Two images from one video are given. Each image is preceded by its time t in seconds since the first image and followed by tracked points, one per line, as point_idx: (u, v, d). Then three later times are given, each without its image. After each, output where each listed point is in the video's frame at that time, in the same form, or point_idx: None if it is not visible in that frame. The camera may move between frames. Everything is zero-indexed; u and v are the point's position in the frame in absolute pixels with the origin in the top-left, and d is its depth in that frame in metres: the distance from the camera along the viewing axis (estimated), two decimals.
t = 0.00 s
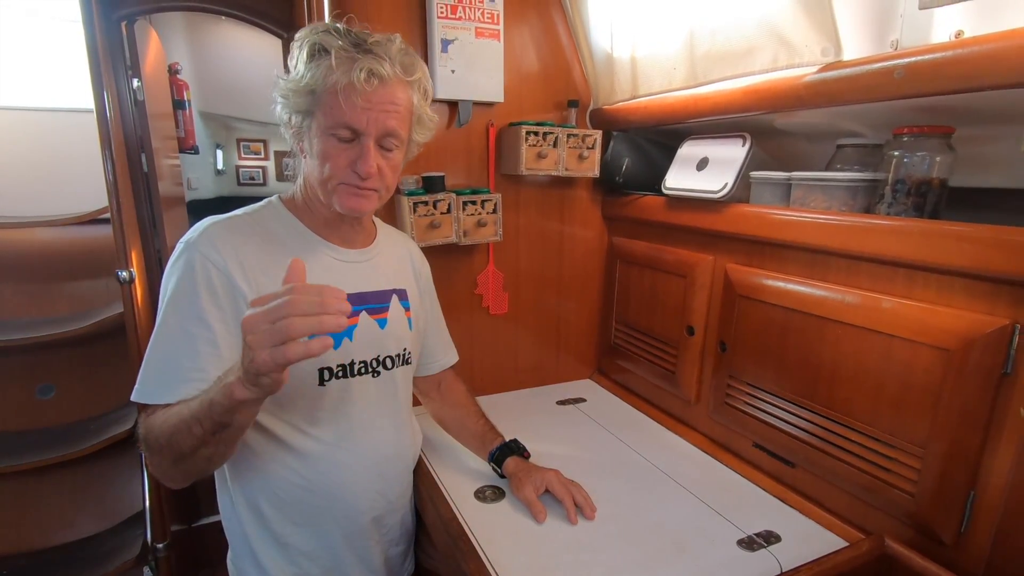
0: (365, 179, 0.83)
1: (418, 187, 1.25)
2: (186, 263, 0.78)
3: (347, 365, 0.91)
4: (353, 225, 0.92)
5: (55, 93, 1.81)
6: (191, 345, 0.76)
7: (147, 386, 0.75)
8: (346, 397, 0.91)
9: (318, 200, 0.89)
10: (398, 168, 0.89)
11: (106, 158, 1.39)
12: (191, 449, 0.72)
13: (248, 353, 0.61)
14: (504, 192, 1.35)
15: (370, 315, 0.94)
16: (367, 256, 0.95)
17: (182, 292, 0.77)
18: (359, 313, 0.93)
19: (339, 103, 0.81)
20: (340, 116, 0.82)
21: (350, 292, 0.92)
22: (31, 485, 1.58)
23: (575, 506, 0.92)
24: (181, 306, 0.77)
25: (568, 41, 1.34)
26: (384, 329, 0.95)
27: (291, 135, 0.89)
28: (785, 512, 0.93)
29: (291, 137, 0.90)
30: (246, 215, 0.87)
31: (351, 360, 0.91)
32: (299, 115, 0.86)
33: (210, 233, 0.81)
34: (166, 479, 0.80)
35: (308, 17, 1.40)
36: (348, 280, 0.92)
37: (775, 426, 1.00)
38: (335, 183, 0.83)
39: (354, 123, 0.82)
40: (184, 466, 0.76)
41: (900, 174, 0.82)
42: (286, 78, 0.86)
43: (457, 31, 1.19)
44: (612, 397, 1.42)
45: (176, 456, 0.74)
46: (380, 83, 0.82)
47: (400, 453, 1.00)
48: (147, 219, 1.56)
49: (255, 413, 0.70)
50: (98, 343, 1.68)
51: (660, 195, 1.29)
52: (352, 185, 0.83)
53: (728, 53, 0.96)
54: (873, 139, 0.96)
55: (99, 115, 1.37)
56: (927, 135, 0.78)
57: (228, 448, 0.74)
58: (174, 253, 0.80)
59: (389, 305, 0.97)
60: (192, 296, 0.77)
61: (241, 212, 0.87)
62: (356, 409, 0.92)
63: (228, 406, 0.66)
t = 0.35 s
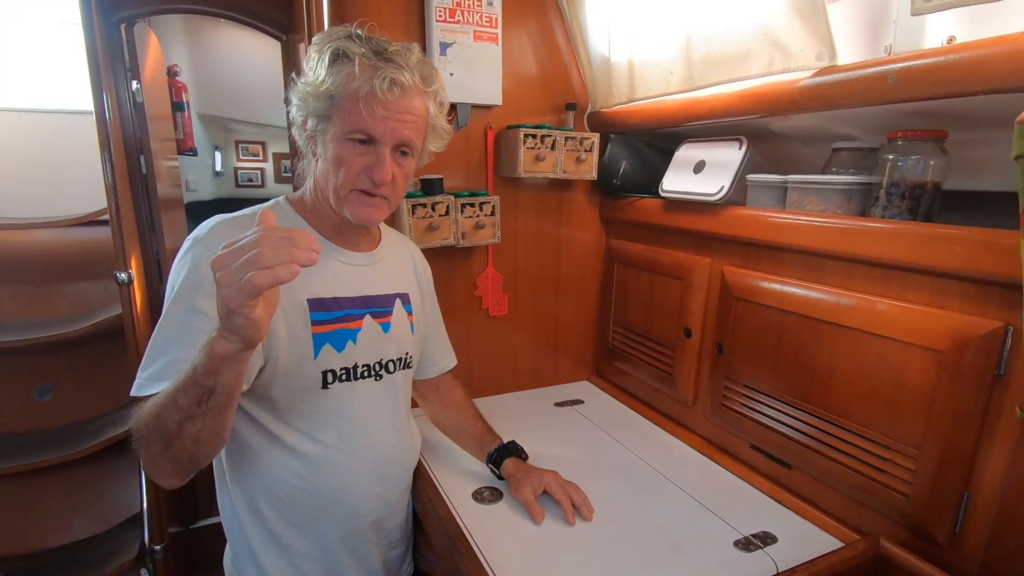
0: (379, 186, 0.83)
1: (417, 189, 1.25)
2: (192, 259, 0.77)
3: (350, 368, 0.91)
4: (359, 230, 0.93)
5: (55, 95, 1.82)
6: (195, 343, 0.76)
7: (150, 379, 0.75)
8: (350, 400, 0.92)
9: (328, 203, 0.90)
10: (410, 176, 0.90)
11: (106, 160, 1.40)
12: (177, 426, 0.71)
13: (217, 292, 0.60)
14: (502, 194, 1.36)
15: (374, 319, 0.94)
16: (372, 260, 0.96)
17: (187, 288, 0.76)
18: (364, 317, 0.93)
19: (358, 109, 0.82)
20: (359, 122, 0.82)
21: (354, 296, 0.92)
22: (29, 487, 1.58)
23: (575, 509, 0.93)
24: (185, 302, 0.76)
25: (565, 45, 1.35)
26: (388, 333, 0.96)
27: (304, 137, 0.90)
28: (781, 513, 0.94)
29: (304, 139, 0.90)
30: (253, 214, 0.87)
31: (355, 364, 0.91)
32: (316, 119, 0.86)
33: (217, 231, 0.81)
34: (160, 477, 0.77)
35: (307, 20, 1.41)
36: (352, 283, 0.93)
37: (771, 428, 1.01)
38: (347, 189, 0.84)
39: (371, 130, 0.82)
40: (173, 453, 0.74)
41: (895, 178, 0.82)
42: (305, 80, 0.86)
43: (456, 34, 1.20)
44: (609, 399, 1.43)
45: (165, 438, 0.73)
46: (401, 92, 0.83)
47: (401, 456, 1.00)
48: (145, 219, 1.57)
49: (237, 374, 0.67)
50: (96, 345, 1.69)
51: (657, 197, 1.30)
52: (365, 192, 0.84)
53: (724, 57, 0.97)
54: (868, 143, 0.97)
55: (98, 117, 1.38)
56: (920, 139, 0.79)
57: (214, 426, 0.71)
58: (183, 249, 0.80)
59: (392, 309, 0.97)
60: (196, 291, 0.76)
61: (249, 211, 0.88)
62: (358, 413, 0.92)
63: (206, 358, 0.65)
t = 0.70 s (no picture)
0: (392, 189, 0.84)
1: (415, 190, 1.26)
2: (205, 255, 0.78)
3: (355, 370, 0.91)
4: (369, 233, 0.94)
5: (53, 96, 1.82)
6: (205, 339, 0.75)
7: (158, 375, 0.75)
8: (354, 401, 0.92)
9: (339, 204, 0.90)
10: (422, 181, 0.91)
11: (103, 160, 1.39)
12: (190, 419, 0.70)
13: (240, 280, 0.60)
14: (500, 195, 1.36)
15: (380, 322, 0.95)
16: (378, 263, 0.96)
17: (200, 284, 0.76)
18: (370, 319, 0.93)
19: (378, 111, 0.83)
20: (378, 124, 0.83)
21: (361, 298, 0.92)
22: (25, 489, 1.57)
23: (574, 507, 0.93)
24: (197, 298, 0.76)
25: (564, 47, 1.35)
26: (392, 336, 0.96)
27: (319, 137, 0.90)
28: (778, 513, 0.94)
29: (319, 139, 0.90)
30: (264, 213, 0.87)
31: (360, 366, 0.92)
32: (333, 120, 0.86)
33: (231, 228, 0.81)
34: (166, 475, 0.75)
35: (305, 21, 1.41)
36: (358, 285, 0.93)
37: (769, 429, 1.01)
38: (361, 190, 0.84)
39: (389, 133, 0.83)
40: (183, 448, 0.72)
41: (891, 179, 0.82)
42: (326, 81, 0.87)
43: (454, 36, 1.20)
44: (608, 400, 1.43)
45: (175, 433, 0.71)
46: (421, 98, 0.84)
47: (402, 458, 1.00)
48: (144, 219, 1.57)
49: (254, 363, 0.67)
50: (93, 347, 1.68)
51: (655, 198, 1.30)
52: (378, 194, 0.84)
53: (720, 59, 0.97)
54: (866, 144, 0.98)
55: (96, 117, 1.38)
56: (917, 140, 0.80)
57: (228, 419, 0.70)
58: (195, 246, 0.80)
59: (397, 312, 0.98)
60: (208, 288, 0.76)
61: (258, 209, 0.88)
62: (361, 415, 0.92)
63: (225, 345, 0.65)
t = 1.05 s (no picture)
0: (404, 192, 0.84)
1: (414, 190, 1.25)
2: (214, 251, 0.78)
3: (359, 371, 0.91)
4: (376, 234, 0.93)
5: (51, 96, 1.83)
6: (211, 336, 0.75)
7: (162, 370, 0.75)
8: (358, 402, 0.91)
9: (348, 205, 0.90)
10: (433, 185, 0.90)
11: (102, 159, 1.39)
12: (195, 410, 0.70)
13: (255, 260, 0.60)
14: (499, 195, 1.36)
15: (384, 323, 0.94)
16: (384, 264, 0.96)
17: (207, 280, 0.76)
18: (374, 321, 0.93)
19: (394, 114, 0.82)
20: (393, 127, 0.82)
21: (366, 299, 0.92)
22: (24, 488, 1.57)
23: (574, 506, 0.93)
24: (204, 293, 0.76)
25: (563, 46, 1.35)
26: (396, 338, 0.96)
27: (332, 136, 0.89)
28: (777, 512, 0.94)
29: (331, 138, 0.90)
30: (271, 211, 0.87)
31: (364, 367, 0.91)
32: (348, 120, 0.86)
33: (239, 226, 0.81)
34: (168, 472, 0.74)
35: (303, 20, 1.41)
36: (363, 285, 0.92)
37: (768, 428, 1.01)
38: (372, 192, 0.84)
39: (405, 136, 0.83)
40: (187, 441, 0.72)
41: (891, 178, 0.82)
42: (343, 81, 0.87)
43: (453, 34, 1.20)
44: (607, 399, 1.43)
45: (180, 426, 0.71)
46: (438, 103, 0.84)
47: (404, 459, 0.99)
48: (142, 220, 1.59)
49: (260, 347, 0.67)
50: (92, 346, 1.68)
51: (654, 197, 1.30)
52: (389, 196, 0.84)
53: (719, 58, 0.97)
54: (865, 143, 0.97)
55: (95, 117, 1.37)
56: (917, 139, 0.80)
57: (234, 407, 0.70)
58: (202, 242, 0.80)
59: (402, 314, 0.98)
60: (215, 284, 0.76)
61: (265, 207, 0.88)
62: (365, 415, 0.92)
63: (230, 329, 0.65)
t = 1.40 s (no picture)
0: (414, 193, 0.84)
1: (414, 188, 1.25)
2: (220, 256, 0.77)
3: (364, 374, 0.91)
4: (384, 235, 0.93)
5: (51, 96, 1.83)
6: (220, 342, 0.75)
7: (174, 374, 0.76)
8: (363, 405, 0.92)
9: (357, 206, 0.90)
10: (443, 185, 0.90)
11: (102, 158, 1.39)
12: (209, 417, 0.69)
13: (290, 259, 0.60)
14: (499, 193, 1.36)
15: (389, 326, 0.94)
16: (390, 267, 0.96)
17: (216, 285, 0.76)
18: (379, 323, 0.93)
19: (406, 114, 0.82)
20: (405, 127, 0.82)
21: (371, 302, 0.92)
22: (25, 488, 1.57)
23: (574, 503, 0.93)
24: (213, 298, 0.76)
25: (563, 43, 1.35)
26: (401, 340, 0.96)
27: (341, 137, 0.89)
28: (778, 510, 0.94)
29: (340, 138, 0.89)
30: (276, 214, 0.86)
31: (369, 369, 0.91)
32: (358, 120, 0.85)
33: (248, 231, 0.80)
34: (184, 481, 0.75)
35: (303, 19, 1.41)
36: (367, 287, 0.92)
37: (768, 426, 1.01)
38: (382, 193, 0.84)
39: (416, 137, 0.83)
40: (203, 449, 0.72)
41: (892, 175, 0.83)
42: (354, 81, 0.86)
43: (452, 33, 1.20)
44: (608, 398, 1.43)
45: (195, 434, 0.71)
46: (450, 103, 0.83)
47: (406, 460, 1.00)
48: (143, 220, 1.57)
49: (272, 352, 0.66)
50: (93, 346, 1.69)
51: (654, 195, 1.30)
52: (399, 197, 0.84)
53: (719, 55, 0.97)
54: (865, 140, 0.97)
55: (95, 116, 1.37)
56: (918, 136, 0.79)
57: (249, 411, 0.70)
58: (210, 246, 0.79)
59: (406, 316, 0.98)
60: (223, 290, 0.76)
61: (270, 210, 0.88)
62: (369, 417, 0.93)
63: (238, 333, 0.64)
